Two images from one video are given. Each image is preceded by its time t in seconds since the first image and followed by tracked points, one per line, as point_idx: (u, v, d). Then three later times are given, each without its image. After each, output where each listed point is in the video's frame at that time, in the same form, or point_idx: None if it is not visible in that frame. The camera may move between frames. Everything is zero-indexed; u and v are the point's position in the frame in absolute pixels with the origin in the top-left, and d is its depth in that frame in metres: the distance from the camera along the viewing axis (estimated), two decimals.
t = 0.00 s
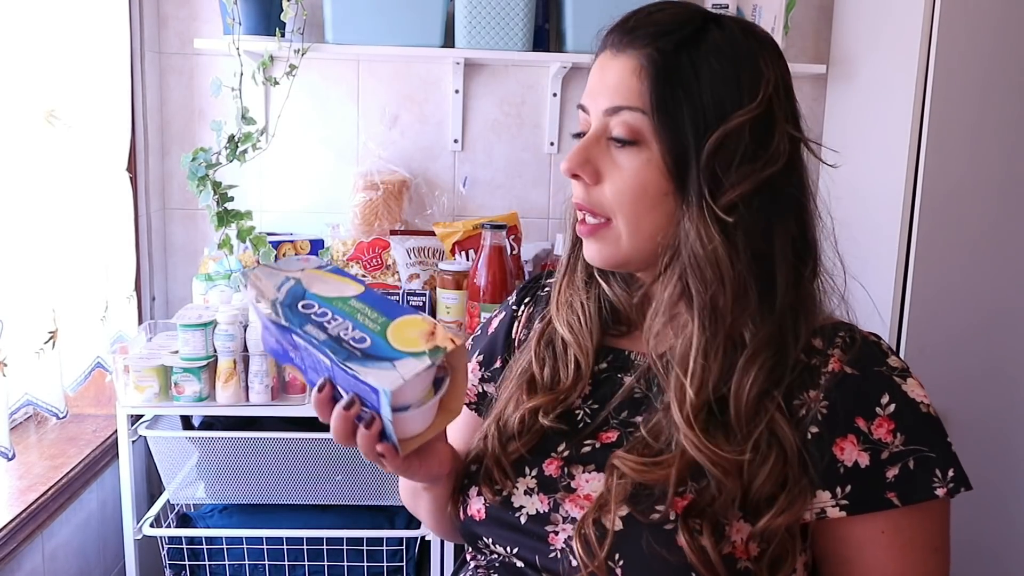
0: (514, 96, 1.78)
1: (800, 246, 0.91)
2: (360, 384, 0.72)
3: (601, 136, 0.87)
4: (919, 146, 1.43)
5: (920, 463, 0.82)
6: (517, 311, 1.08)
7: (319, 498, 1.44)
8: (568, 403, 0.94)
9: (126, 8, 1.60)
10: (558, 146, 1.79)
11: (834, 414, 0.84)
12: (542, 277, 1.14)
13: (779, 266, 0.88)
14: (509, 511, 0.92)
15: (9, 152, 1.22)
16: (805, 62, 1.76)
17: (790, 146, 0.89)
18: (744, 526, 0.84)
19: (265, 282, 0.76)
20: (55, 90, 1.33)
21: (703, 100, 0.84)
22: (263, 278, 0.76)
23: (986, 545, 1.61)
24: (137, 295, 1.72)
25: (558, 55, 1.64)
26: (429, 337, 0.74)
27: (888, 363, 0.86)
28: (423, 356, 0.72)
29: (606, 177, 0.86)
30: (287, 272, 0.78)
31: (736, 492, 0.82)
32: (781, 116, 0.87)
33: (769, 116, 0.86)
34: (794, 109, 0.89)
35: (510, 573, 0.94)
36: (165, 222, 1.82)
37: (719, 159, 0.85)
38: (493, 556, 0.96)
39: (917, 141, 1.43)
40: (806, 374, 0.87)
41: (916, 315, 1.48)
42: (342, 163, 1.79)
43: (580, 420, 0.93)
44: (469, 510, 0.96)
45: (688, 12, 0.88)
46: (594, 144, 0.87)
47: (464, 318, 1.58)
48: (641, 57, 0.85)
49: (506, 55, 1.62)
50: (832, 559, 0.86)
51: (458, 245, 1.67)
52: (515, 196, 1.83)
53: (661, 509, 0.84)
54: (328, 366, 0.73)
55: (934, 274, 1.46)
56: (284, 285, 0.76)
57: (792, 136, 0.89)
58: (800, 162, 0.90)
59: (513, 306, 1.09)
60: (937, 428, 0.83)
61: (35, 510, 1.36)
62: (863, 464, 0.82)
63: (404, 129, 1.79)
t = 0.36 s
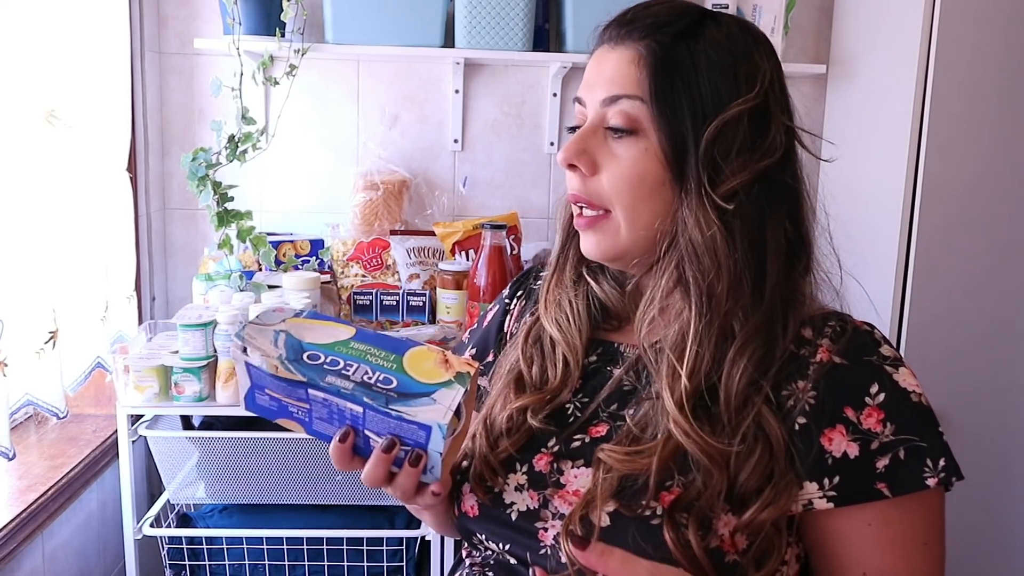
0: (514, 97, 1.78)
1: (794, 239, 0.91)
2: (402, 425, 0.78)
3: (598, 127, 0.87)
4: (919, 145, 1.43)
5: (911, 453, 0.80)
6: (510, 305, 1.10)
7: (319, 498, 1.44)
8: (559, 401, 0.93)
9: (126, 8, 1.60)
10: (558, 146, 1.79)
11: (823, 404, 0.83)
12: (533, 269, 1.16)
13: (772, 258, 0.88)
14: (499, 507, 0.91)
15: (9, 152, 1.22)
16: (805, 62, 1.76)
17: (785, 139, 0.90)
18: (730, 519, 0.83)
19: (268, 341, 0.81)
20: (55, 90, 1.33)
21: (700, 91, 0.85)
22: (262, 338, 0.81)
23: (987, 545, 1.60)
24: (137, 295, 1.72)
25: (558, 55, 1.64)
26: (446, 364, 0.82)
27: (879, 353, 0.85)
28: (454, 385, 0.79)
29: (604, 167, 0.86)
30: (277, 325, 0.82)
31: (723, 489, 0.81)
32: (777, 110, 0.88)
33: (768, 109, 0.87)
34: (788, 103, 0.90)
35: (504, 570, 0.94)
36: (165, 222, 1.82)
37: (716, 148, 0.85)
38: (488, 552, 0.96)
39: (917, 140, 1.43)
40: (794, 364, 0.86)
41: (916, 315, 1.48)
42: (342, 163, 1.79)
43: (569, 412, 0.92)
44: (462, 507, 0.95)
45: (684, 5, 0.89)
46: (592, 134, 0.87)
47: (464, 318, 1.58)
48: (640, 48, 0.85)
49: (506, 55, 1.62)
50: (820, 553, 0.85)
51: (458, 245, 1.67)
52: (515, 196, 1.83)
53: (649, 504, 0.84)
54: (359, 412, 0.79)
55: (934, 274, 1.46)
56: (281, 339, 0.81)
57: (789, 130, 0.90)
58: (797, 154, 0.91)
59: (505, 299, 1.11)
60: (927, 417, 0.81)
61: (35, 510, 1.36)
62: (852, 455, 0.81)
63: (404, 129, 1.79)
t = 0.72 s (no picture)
0: (514, 97, 1.78)
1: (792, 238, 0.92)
2: (412, 420, 0.78)
3: (603, 131, 0.85)
4: (919, 146, 1.43)
5: (905, 454, 0.80)
6: (505, 306, 1.11)
7: (319, 498, 1.44)
8: (556, 405, 0.92)
9: (126, 8, 1.60)
10: (558, 146, 1.79)
11: (817, 405, 0.83)
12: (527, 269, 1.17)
13: (771, 256, 0.89)
14: (495, 510, 0.92)
15: (9, 152, 1.22)
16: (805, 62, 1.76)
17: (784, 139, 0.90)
18: (725, 520, 0.83)
19: (277, 336, 0.82)
20: (55, 91, 1.33)
21: (708, 92, 0.85)
22: (272, 334, 0.82)
23: (987, 545, 1.60)
24: (137, 295, 1.72)
25: (557, 55, 1.64)
26: (452, 363, 0.84)
27: (873, 352, 0.84)
28: (462, 382, 0.80)
29: (613, 173, 0.84)
30: (286, 322, 0.84)
31: (718, 488, 0.81)
32: (777, 109, 0.89)
33: (769, 109, 0.88)
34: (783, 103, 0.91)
35: (499, 572, 0.94)
36: (165, 221, 1.82)
37: (725, 148, 0.86)
38: (484, 554, 0.96)
39: (917, 140, 1.43)
40: (789, 365, 0.85)
41: (916, 315, 1.48)
42: (342, 163, 1.79)
43: (564, 413, 0.92)
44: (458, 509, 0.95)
45: (680, 7, 0.88)
46: (598, 139, 0.85)
47: (464, 318, 1.58)
48: (645, 49, 0.85)
49: (506, 55, 1.62)
50: (814, 553, 0.85)
51: (458, 245, 1.67)
52: (515, 196, 1.83)
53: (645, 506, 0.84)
54: (368, 407, 0.79)
55: (934, 274, 1.46)
56: (291, 335, 0.83)
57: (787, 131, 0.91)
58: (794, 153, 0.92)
59: (501, 300, 1.12)
60: (921, 418, 0.81)
61: (35, 510, 1.36)
62: (846, 456, 0.81)
63: (404, 129, 1.79)
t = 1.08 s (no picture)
0: (514, 97, 1.78)
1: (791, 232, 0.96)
2: (427, 421, 0.78)
3: (672, 128, 0.86)
4: (919, 146, 1.43)
5: (906, 451, 0.79)
6: (499, 308, 1.11)
7: (319, 498, 1.44)
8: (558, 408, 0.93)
9: (126, 8, 1.60)
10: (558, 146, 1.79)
11: (821, 403, 0.82)
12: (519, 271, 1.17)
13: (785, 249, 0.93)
14: (497, 511, 0.91)
15: (9, 151, 1.22)
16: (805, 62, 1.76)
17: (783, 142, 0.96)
18: (729, 519, 0.83)
19: (286, 338, 0.82)
20: (55, 91, 1.33)
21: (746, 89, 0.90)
22: (280, 335, 0.82)
23: (987, 546, 1.60)
24: (137, 295, 1.72)
25: (557, 55, 1.64)
26: (463, 364, 0.85)
27: (873, 350, 0.85)
28: (473, 383, 0.81)
29: (693, 170, 0.84)
30: (293, 324, 0.84)
31: (729, 454, 0.82)
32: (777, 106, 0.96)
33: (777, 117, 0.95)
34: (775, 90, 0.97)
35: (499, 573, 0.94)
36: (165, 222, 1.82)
37: (758, 147, 0.91)
38: (484, 556, 0.96)
39: (917, 140, 1.43)
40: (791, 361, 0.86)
41: (917, 316, 1.48)
42: (342, 163, 1.79)
43: (566, 416, 0.92)
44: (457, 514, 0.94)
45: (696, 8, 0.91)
46: (672, 138, 0.85)
47: (464, 317, 1.58)
48: (698, 49, 0.87)
49: (506, 55, 1.62)
50: (814, 553, 0.84)
51: (457, 245, 1.67)
52: (515, 196, 1.83)
53: (649, 506, 0.83)
54: (383, 409, 0.79)
55: (934, 274, 1.46)
56: (299, 336, 0.83)
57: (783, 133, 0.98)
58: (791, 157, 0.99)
59: (496, 303, 1.12)
60: (921, 415, 0.81)
61: (35, 510, 1.36)
62: (849, 454, 0.80)
63: (404, 129, 1.79)
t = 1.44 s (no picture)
0: (514, 97, 1.78)
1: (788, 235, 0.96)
2: (440, 422, 0.79)
3: (678, 132, 0.85)
4: (919, 146, 1.43)
5: (905, 442, 0.80)
6: (494, 310, 1.11)
7: (319, 498, 1.44)
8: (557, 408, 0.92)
9: (126, 8, 1.60)
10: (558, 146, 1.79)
11: (818, 399, 0.82)
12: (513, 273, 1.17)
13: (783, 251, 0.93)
14: (500, 515, 0.90)
15: (9, 151, 1.22)
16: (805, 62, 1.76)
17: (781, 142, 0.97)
18: (733, 516, 0.83)
19: (295, 341, 0.80)
20: (55, 91, 1.33)
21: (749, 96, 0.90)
22: (289, 339, 0.80)
23: (987, 546, 1.60)
24: (137, 294, 1.72)
25: (557, 54, 1.64)
26: (471, 365, 0.82)
27: (869, 341, 0.84)
28: (485, 384, 0.80)
29: (696, 176, 0.85)
30: (301, 325, 0.82)
31: (728, 454, 0.83)
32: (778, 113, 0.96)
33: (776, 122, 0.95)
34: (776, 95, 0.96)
35: None
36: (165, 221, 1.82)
37: (759, 154, 0.91)
38: (486, 559, 0.95)
39: (917, 140, 1.43)
40: (787, 358, 0.86)
41: (917, 316, 1.48)
42: (342, 163, 1.79)
43: (565, 416, 0.92)
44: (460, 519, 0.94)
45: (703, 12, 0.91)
46: (677, 142, 0.85)
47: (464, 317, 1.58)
48: (706, 54, 0.87)
49: (506, 55, 1.62)
50: (820, 545, 0.84)
51: (458, 245, 1.67)
52: (515, 196, 1.83)
53: (653, 506, 0.83)
54: (396, 410, 0.80)
55: (934, 274, 1.46)
56: (308, 338, 0.81)
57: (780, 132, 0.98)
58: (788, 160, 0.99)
59: (490, 304, 1.12)
60: (919, 405, 0.81)
61: (35, 510, 1.36)
62: (849, 447, 0.80)
63: (404, 130, 1.79)
